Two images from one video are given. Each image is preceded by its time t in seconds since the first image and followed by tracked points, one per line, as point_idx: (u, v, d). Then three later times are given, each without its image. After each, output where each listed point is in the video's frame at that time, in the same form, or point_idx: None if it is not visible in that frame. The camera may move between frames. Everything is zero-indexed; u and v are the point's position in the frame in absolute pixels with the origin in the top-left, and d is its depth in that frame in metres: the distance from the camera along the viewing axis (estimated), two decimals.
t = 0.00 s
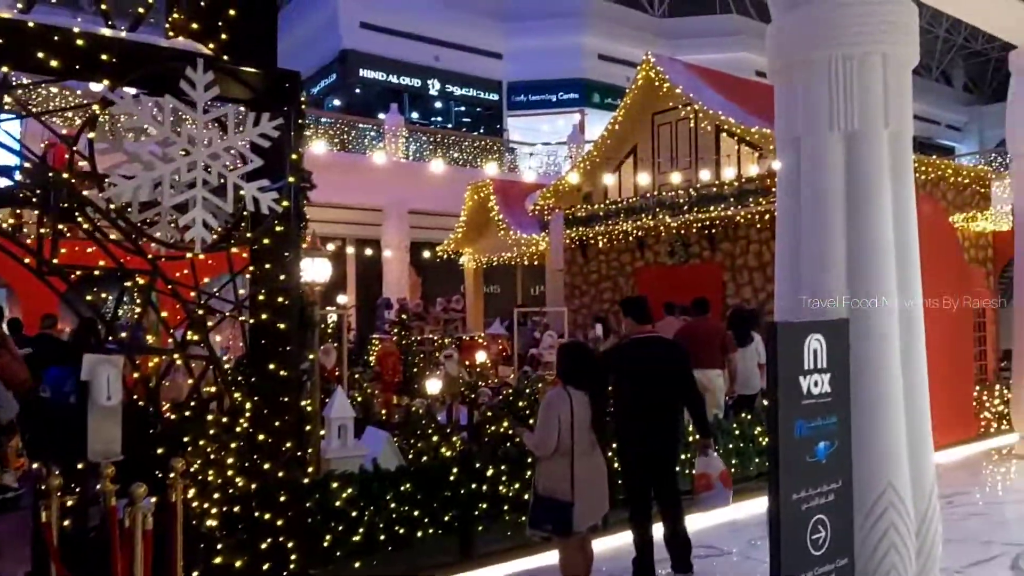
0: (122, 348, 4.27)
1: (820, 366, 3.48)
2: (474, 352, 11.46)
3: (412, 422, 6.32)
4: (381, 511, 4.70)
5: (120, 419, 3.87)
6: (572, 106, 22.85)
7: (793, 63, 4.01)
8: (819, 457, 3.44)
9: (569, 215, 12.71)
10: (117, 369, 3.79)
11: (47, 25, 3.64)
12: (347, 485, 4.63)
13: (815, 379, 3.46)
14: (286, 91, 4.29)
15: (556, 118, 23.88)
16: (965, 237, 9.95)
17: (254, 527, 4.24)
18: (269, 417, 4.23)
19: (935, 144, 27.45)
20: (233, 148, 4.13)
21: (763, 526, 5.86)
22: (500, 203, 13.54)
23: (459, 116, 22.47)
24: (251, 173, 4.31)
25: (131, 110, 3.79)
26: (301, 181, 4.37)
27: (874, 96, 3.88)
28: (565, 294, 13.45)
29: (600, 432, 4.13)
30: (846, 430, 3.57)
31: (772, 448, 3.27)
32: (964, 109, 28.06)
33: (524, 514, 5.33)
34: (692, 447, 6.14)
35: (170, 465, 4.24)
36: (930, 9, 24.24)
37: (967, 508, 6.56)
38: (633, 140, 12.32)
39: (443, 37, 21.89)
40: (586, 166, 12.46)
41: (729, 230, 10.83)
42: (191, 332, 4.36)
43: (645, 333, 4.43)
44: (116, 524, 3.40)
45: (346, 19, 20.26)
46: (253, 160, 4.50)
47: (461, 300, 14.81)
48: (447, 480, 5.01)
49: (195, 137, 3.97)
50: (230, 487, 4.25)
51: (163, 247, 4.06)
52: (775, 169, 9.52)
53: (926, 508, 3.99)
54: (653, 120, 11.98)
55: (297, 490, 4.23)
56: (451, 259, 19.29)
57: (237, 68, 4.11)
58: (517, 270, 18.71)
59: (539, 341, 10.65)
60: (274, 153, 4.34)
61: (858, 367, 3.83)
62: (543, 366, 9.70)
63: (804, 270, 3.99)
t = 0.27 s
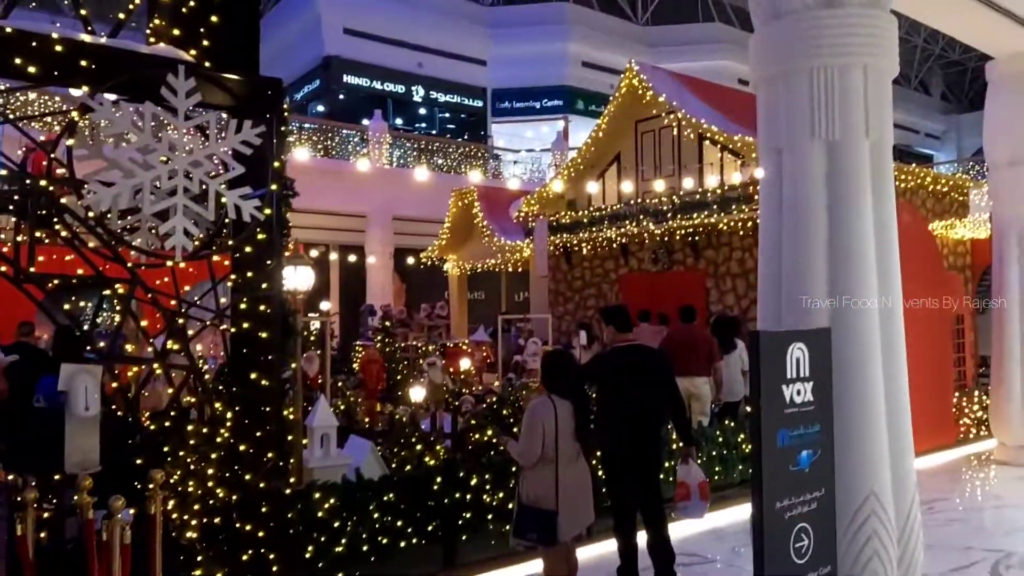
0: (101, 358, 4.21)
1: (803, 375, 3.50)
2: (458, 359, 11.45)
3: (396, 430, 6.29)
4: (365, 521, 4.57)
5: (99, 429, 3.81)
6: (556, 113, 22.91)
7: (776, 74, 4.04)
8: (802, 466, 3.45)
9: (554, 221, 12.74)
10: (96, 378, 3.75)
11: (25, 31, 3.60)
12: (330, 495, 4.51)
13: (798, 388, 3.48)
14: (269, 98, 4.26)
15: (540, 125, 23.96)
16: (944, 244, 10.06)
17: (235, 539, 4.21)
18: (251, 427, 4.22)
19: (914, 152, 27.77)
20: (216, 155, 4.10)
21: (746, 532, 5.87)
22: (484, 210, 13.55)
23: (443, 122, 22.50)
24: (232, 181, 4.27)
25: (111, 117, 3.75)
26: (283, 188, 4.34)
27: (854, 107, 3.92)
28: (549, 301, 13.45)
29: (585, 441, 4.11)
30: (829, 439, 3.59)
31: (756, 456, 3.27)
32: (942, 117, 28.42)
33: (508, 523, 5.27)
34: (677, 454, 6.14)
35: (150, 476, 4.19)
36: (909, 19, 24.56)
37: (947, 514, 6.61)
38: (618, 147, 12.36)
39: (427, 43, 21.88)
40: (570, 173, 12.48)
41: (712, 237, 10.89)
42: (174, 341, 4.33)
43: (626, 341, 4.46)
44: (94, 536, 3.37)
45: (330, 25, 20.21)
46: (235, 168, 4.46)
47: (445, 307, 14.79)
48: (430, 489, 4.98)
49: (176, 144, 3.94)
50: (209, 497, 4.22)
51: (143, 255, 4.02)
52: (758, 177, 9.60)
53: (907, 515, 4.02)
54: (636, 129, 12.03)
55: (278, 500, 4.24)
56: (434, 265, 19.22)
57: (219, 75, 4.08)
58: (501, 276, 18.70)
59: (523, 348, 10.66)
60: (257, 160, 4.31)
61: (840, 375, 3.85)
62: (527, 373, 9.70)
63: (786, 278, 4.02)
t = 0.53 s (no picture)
0: (97, 371, 4.18)
1: (804, 389, 3.48)
2: (455, 368, 11.43)
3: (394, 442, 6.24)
4: (362, 534, 4.52)
5: (94, 443, 3.77)
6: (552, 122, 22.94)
7: (775, 86, 4.04)
8: (804, 481, 3.43)
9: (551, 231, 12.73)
10: (92, 392, 3.71)
11: (22, 42, 3.58)
12: (327, 509, 4.43)
13: (799, 402, 3.46)
14: (267, 110, 4.26)
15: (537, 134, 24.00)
16: (942, 253, 10.06)
17: (229, 554, 4.10)
18: (249, 441, 4.20)
19: (909, 161, 27.85)
20: (213, 167, 4.08)
21: (746, 545, 5.83)
22: (481, 219, 13.54)
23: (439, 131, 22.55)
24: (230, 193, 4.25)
25: (108, 129, 3.73)
26: (281, 200, 4.32)
27: (853, 120, 3.91)
28: (546, 310, 13.42)
29: (585, 454, 4.09)
30: (830, 454, 3.57)
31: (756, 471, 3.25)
32: (936, 126, 28.53)
33: (506, 536, 5.34)
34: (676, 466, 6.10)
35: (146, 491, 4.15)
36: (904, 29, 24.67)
37: (947, 526, 6.58)
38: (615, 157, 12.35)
39: (424, 52, 21.92)
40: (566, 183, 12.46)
41: (709, 246, 10.88)
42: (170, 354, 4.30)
43: (628, 353, 4.42)
44: (89, 552, 3.33)
45: (327, 34, 20.25)
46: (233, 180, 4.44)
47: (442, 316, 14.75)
48: (429, 503, 4.92)
49: (174, 155, 3.92)
50: (205, 512, 4.15)
51: (141, 268, 3.99)
52: (756, 187, 9.59)
53: (909, 530, 3.99)
54: (633, 138, 12.03)
55: (276, 515, 4.21)
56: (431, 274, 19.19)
57: (217, 86, 4.07)
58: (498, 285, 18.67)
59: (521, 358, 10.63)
60: (255, 171, 4.29)
61: (841, 389, 3.83)
62: (524, 383, 9.67)
63: (786, 290, 4.00)
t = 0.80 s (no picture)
0: (112, 385, 4.18)
1: (824, 404, 3.43)
2: (467, 377, 11.43)
3: (407, 453, 6.22)
4: (376, 549, 4.43)
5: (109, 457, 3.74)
6: (563, 129, 22.93)
7: (791, 96, 3.99)
8: (825, 497, 3.37)
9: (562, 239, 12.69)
10: (107, 406, 3.70)
11: (39, 56, 3.58)
12: (341, 522, 4.36)
13: (819, 417, 3.40)
14: (281, 122, 4.26)
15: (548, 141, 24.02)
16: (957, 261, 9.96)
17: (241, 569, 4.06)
18: (263, 454, 4.21)
19: (923, 167, 27.65)
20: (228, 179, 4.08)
21: (763, 558, 5.76)
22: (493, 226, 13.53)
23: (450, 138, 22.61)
24: (245, 205, 4.25)
25: (124, 143, 3.74)
26: (295, 212, 4.32)
27: (871, 130, 3.87)
28: (557, 318, 13.38)
29: (602, 467, 4.06)
30: (851, 468, 3.51)
31: (777, 488, 3.20)
32: (949, 132, 28.33)
33: (522, 549, 5.22)
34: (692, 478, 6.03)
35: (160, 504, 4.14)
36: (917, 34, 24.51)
37: (967, 539, 6.48)
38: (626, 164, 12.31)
39: (435, 60, 21.97)
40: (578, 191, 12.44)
41: (722, 254, 10.82)
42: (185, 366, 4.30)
43: (648, 364, 4.39)
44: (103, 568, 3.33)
45: (338, 42, 20.35)
46: (247, 193, 4.44)
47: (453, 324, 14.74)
48: (444, 515, 4.91)
49: (188, 168, 3.92)
50: (221, 525, 4.15)
51: (157, 280, 4.00)
52: (769, 196, 9.54)
53: (931, 547, 3.92)
54: (645, 146, 12.00)
55: (291, 528, 4.19)
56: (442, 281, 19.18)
57: (231, 99, 4.06)
58: (509, 293, 18.64)
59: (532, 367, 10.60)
60: (269, 184, 4.29)
61: (860, 402, 3.78)
62: (537, 393, 9.64)
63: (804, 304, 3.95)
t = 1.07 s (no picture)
0: (126, 396, 4.19)
1: (843, 418, 3.40)
2: (476, 386, 11.41)
3: (417, 464, 6.20)
4: (389, 563, 4.38)
5: (123, 470, 3.74)
6: (570, 136, 22.94)
7: (806, 107, 3.96)
8: (843, 512, 3.34)
9: (570, 246, 12.63)
10: (122, 419, 3.70)
11: (55, 71, 3.61)
12: (353, 536, 4.32)
13: (838, 430, 3.37)
14: (294, 134, 4.27)
15: (556, 148, 24.04)
16: (970, 268, 9.88)
17: None
18: (275, 467, 4.17)
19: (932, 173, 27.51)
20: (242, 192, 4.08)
21: (778, 570, 5.70)
22: (501, 234, 13.52)
23: (458, 146, 22.66)
24: (259, 218, 4.25)
25: (139, 156, 3.75)
26: (309, 224, 4.31)
27: (888, 141, 3.84)
28: (566, 326, 13.34)
29: (617, 480, 4.04)
30: (870, 483, 3.48)
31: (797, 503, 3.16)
32: (958, 138, 28.22)
33: (536, 563, 5.15)
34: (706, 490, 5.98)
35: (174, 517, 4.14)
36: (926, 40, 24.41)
37: (984, 551, 6.40)
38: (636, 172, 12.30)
39: (443, 68, 22.04)
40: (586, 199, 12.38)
41: (732, 262, 10.78)
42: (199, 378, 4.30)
43: (665, 375, 4.32)
44: None
45: (347, 51, 20.44)
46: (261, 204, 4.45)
47: (462, 332, 14.74)
48: (456, 528, 4.88)
49: (203, 180, 3.93)
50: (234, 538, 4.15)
51: (171, 292, 4.01)
52: (780, 204, 9.49)
53: (951, 562, 3.87)
54: (654, 154, 11.96)
55: (304, 542, 4.16)
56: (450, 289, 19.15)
57: (245, 111, 4.07)
58: (518, 300, 18.62)
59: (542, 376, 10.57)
60: (282, 196, 4.29)
61: (879, 416, 3.74)
62: (547, 402, 9.61)
63: (821, 317, 3.91)
